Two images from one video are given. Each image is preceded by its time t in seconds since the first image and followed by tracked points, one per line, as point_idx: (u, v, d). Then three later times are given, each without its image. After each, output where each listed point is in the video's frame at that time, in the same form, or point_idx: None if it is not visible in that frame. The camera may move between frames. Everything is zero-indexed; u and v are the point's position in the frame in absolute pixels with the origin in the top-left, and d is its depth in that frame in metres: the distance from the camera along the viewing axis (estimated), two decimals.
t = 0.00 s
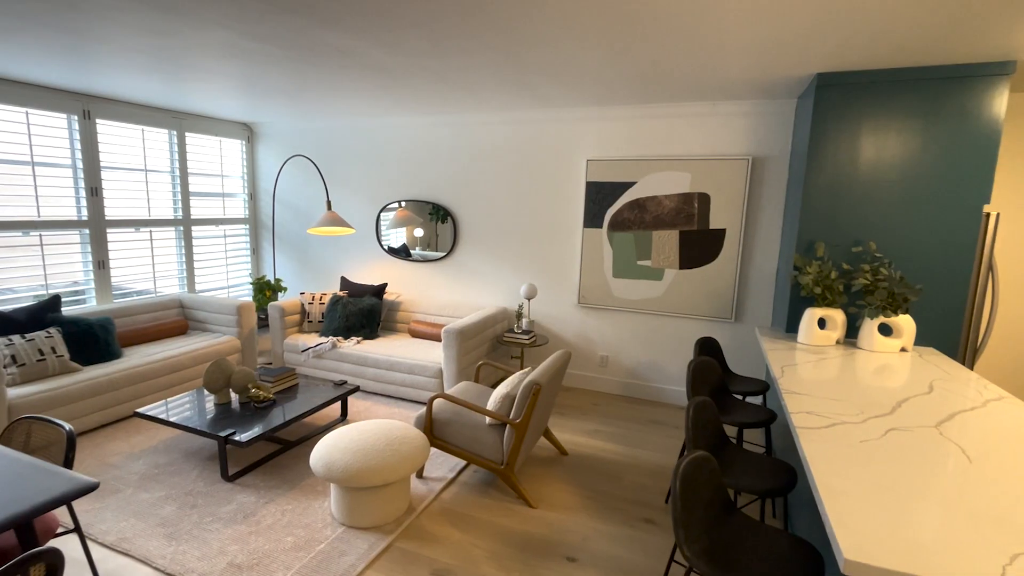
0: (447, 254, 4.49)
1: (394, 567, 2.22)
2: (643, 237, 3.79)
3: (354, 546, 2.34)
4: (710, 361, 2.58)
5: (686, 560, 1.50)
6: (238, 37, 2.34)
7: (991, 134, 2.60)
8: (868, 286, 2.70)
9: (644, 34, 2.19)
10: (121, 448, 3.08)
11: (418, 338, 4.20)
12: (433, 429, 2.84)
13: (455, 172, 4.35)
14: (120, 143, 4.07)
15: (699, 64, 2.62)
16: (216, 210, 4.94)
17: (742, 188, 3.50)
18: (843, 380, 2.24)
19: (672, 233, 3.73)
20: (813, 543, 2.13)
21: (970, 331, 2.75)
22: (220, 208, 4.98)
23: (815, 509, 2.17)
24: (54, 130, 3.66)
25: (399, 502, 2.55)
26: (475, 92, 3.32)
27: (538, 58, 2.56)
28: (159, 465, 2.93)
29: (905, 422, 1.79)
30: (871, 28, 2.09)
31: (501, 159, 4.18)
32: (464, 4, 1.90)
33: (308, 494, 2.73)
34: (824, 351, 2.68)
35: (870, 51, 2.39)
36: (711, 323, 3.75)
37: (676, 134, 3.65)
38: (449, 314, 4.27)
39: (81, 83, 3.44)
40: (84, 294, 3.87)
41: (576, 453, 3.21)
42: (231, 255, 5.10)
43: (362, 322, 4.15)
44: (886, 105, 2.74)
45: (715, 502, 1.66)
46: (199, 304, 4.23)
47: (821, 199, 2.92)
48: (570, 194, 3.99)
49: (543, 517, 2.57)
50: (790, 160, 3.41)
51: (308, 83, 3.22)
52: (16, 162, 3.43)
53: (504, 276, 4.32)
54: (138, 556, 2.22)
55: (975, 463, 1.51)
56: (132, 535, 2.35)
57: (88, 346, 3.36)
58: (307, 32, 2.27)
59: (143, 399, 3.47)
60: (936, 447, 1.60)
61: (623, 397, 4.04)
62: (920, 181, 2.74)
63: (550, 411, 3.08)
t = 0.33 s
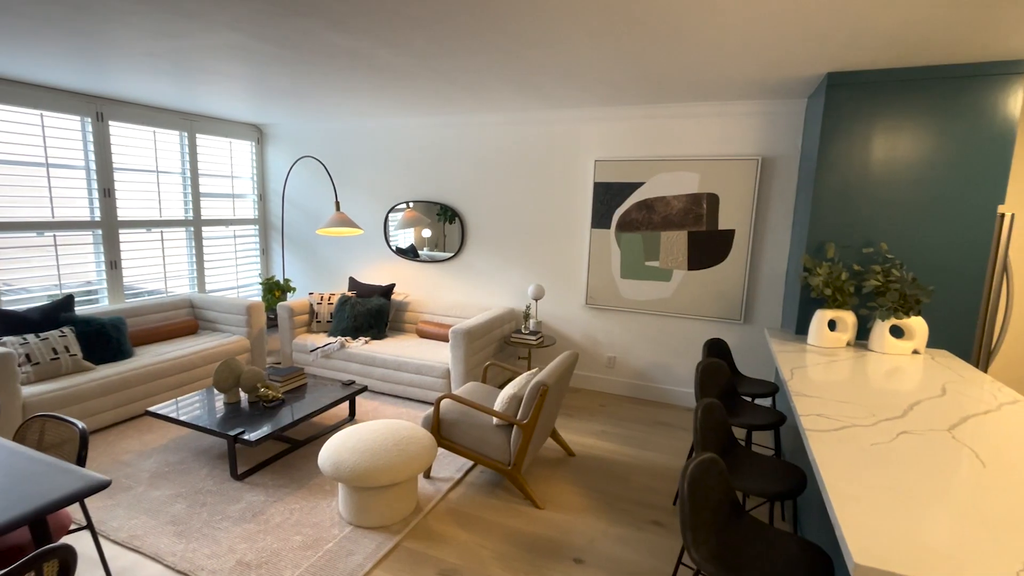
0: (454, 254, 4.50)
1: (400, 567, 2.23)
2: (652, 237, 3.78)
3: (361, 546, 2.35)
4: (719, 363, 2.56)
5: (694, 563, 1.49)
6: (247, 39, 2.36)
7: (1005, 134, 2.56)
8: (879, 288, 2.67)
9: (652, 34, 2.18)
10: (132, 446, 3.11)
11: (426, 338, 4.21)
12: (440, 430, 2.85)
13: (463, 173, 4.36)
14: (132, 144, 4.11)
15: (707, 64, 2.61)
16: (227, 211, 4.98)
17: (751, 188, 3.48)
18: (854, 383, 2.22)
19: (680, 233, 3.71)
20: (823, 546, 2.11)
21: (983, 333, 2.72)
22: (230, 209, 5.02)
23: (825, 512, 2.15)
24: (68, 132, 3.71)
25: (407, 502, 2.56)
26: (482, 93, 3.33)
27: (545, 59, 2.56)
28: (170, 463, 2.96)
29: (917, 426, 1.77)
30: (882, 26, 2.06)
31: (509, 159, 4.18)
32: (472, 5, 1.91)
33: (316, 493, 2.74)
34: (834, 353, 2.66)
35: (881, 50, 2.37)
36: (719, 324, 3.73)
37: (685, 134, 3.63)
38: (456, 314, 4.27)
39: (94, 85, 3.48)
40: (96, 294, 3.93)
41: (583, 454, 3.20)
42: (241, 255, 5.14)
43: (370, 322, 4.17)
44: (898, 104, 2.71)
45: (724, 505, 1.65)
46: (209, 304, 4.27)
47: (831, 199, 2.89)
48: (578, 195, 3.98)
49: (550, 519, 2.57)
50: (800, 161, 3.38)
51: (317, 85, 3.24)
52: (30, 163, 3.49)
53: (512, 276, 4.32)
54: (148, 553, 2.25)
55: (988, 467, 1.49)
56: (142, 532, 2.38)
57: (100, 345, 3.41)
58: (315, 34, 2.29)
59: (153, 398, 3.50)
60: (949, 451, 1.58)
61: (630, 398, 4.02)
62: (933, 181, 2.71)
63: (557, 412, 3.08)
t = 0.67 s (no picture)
0: (464, 255, 4.51)
1: (410, 567, 2.23)
2: (662, 238, 3.76)
3: (371, 545, 2.36)
4: (730, 365, 2.54)
5: (705, 567, 1.47)
6: (259, 40, 2.38)
7: None
8: (894, 290, 2.63)
9: (664, 34, 2.17)
10: (146, 444, 3.15)
11: (436, 339, 4.22)
12: (449, 430, 2.85)
13: (473, 174, 4.37)
14: (147, 146, 4.17)
15: (720, 64, 2.59)
16: (239, 212, 5.03)
17: (763, 189, 3.45)
18: (868, 386, 2.19)
19: (691, 234, 3.68)
20: (837, 551, 2.08)
21: (1002, 336, 2.67)
22: (242, 210, 5.07)
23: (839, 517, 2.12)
24: (85, 135, 3.77)
25: (416, 502, 2.56)
26: (493, 93, 3.33)
27: (557, 60, 2.56)
28: (183, 461, 3.00)
29: (934, 430, 1.74)
30: (899, 25, 2.04)
31: (519, 160, 4.18)
32: (485, 6, 1.91)
33: (327, 493, 2.76)
34: (848, 355, 2.62)
35: (897, 49, 2.34)
36: (731, 325, 3.70)
37: (696, 134, 3.61)
38: (466, 315, 4.28)
39: (110, 87, 3.53)
40: (112, 294, 3.99)
41: (593, 456, 3.19)
42: (253, 256, 5.19)
43: (380, 322, 4.19)
44: (914, 103, 2.67)
45: (735, 508, 1.63)
46: (221, 304, 4.32)
47: (845, 200, 2.86)
48: (588, 195, 3.97)
49: (559, 520, 2.56)
50: (813, 161, 3.34)
51: (328, 86, 3.26)
52: (49, 165, 3.56)
53: (522, 277, 4.32)
54: (162, 550, 2.27)
55: (1007, 473, 1.46)
56: (156, 529, 2.40)
57: (116, 344, 3.46)
58: (329, 36, 2.31)
59: (167, 396, 3.54)
60: (967, 456, 1.55)
61: (640, 400, 4.00)
62: (950, 182, 2.67)
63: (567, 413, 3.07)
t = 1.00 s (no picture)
0: (476, 255, 4.51)
1: (421, 566, 2.24)
2: (675, 239, 3.73)
3: (383, 544, 2.37)
4: (744, 368, 2.52)
5: (717, 570, 1.46)
6: (273, 42, 2.40)
7: None
8: (913, 291, 2.59)
9: (678, 34, 2.16)
10: (163, 441, 3.20)
11: (447, 339, 4.23)
12: (461, 430, 2.86)
13: (485, 175, 4.38)
14: (164, 148, 4.23)
15: (734, 63, 2.57)
16: (254, 212, 5.09)
17: (778, 189, 3.41)
18: (887, 389, 2.15)
19: (705, 235, 3.65)
20: (854, 557, 2.05)
21: None
22: (257, 210, 5.13)
23: (855, 523, 2.09)
24: (105, 137, 3.84)
25: (427, 502, 2.57)
26: (505, 94, 3.33)
27: (570, 60, 2.56)
28: (199, 459, 3.04)
29: (954, 435, 1.71)
30: (919, 23, 2.00)
31: (530, 161, 4.18)
32: (497, 8, 1.91)
33: (339, 491, 2.78)
34: (865, 358, 2.58)
35: (917, 47, 2.30)
36: (744, 327, 3.66)
37: (710, 134, 3.58)
38: (477, 315, 4.29)
39: (129, 90, 3.59)
40: (130, 293, 4.05)
41: (604, 458, 3.17)
42: (268, 256, 5.25)
43: (392, 322, 4.21)
44: (934, 102, 2.62)
45: (749, 512, 1.62)
46: (236, 303, 4.37)
47: (862, 201, 2.82)
48: (600, 196, 3.96)
49: (571, 522, 2.56)
50: (829, 161, 3.30)
51: (341, 87, 3.28)
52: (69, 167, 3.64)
53: (533, 278, 4.31)
54: (178, 546, 2.30)
55: None
56: (173, 525, 2.44)
57: (133, 342, 3.51)
58: (343, 38, 2.32)
59: (183, 394, 3.59)
60: (988, 462, 1.52)
61: (652, 402, 3.98)
62: (970, 182, 2.62)
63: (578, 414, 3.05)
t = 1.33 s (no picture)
0: (489, 256, 4.52)
1: (435, 566, 2.24)
2: (691, 240, 3.70)
3: (396, 543, 2.38)
4: (761, 370, 2.48)
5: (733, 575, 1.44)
6: (290, 44, 2.42)
7: None
8: (935, 294, 2.53)
9: (693, 33, 2.14)
10: (181, 438, 3.25)
11: (460, 339, 4.24)
12: (473, 430, 2.86)
13: (498, 175, 4.39)
14: (184, 149, 4.31)
15: (750, 62, 2.54)
16: (270, 212, 5.15)
17: (796, 190, 3.37)
18: (908, 393, 2.11)
19: (720, 236, 3.62)
20: (874, 564, 2.01)
21: None
22: (274, 211, 5.19)
23: (875, 529, 2.05)
24: (126, 139, 3.91)
25: (441, 502, 2.58)
26: (519, 94, 3.33)
27: (584, 60, 2.55)
28: (216, 456, 3.08)
29: (979, 440, 1.67)
30: (942, 20, 1.96)
31: (544, 162, 4.17)
32: (513, 8, 1.91)
33: (353, 490, 2.80)
34: (885, 361, 2.53)
35: (940, 44, 2.25)
36: (761, 329, 3.61)
37: (726, 134, 3.55)
38: (490, 316, 4.29)
39: (150, 93, 3.66)
40: (150, 292, 4.13)
41: (618, 459, 3.16)
42: (284, 256, 5.31)
43: (406, 322, 4.23)
44: (958, 100, 2.57)
45: (766, 516, 1.59)
46: (253, 303, 4.42)
47: (882, 201, 2.77)
48: (615, 197, 3.94)
49: (584, 523, 2.54)
50: (848, 161, 3.25)
51: (356, 88, 3.31)
52: (91, 168, 3.72)
53: (546, 279, 4.31)
54: (196, 541, 2.34)
55: None
56: (190, 521, 2.48)
57: (153, 340, 3.58)
58: (358, 40, 2.34)
59: (200, 392, 3.65)
60: (1016, 469, 1.48)
61: (666, 404, 3.95)
62: (995, 181, 2.56)
63: (592, 416, 3.04)
